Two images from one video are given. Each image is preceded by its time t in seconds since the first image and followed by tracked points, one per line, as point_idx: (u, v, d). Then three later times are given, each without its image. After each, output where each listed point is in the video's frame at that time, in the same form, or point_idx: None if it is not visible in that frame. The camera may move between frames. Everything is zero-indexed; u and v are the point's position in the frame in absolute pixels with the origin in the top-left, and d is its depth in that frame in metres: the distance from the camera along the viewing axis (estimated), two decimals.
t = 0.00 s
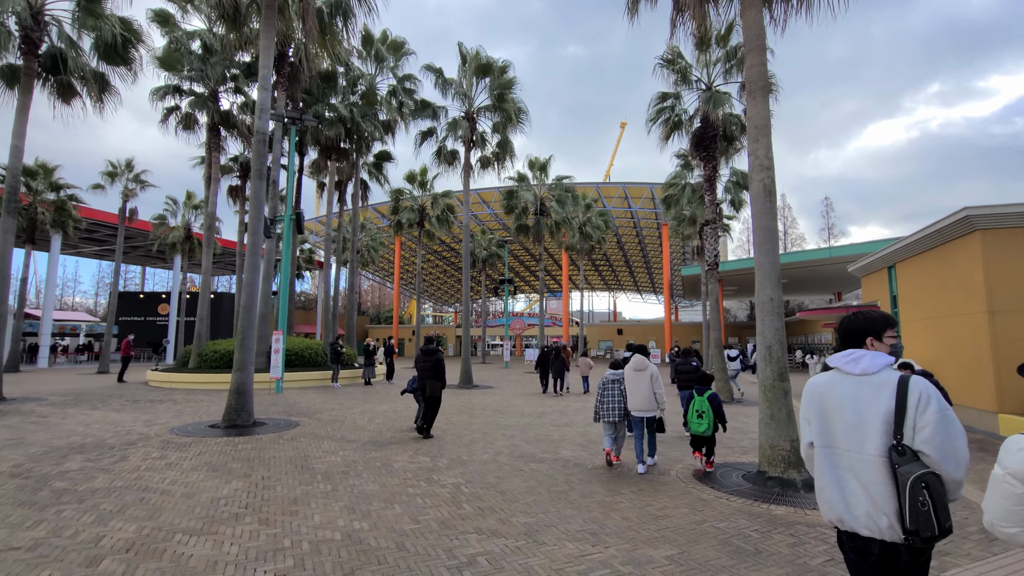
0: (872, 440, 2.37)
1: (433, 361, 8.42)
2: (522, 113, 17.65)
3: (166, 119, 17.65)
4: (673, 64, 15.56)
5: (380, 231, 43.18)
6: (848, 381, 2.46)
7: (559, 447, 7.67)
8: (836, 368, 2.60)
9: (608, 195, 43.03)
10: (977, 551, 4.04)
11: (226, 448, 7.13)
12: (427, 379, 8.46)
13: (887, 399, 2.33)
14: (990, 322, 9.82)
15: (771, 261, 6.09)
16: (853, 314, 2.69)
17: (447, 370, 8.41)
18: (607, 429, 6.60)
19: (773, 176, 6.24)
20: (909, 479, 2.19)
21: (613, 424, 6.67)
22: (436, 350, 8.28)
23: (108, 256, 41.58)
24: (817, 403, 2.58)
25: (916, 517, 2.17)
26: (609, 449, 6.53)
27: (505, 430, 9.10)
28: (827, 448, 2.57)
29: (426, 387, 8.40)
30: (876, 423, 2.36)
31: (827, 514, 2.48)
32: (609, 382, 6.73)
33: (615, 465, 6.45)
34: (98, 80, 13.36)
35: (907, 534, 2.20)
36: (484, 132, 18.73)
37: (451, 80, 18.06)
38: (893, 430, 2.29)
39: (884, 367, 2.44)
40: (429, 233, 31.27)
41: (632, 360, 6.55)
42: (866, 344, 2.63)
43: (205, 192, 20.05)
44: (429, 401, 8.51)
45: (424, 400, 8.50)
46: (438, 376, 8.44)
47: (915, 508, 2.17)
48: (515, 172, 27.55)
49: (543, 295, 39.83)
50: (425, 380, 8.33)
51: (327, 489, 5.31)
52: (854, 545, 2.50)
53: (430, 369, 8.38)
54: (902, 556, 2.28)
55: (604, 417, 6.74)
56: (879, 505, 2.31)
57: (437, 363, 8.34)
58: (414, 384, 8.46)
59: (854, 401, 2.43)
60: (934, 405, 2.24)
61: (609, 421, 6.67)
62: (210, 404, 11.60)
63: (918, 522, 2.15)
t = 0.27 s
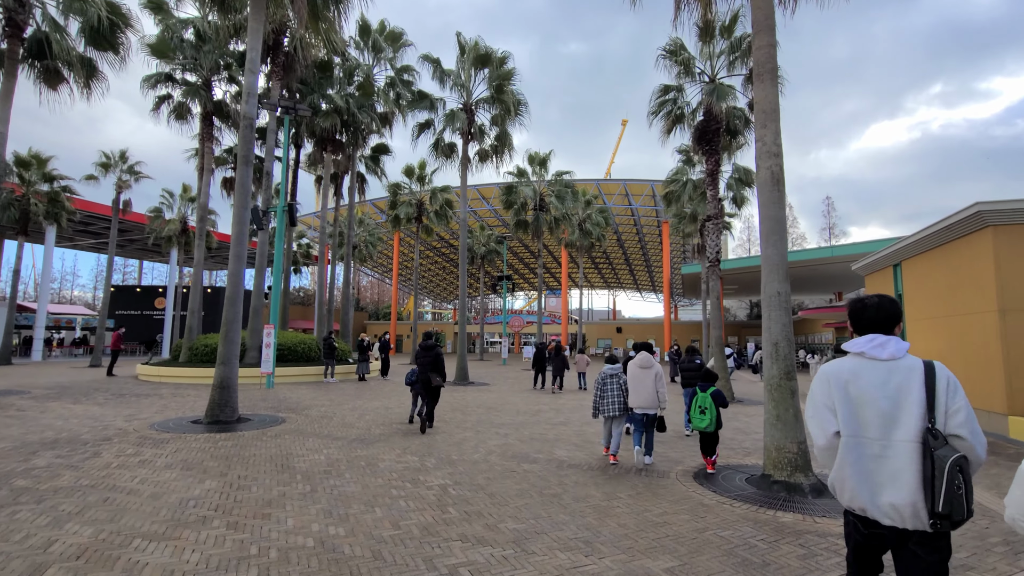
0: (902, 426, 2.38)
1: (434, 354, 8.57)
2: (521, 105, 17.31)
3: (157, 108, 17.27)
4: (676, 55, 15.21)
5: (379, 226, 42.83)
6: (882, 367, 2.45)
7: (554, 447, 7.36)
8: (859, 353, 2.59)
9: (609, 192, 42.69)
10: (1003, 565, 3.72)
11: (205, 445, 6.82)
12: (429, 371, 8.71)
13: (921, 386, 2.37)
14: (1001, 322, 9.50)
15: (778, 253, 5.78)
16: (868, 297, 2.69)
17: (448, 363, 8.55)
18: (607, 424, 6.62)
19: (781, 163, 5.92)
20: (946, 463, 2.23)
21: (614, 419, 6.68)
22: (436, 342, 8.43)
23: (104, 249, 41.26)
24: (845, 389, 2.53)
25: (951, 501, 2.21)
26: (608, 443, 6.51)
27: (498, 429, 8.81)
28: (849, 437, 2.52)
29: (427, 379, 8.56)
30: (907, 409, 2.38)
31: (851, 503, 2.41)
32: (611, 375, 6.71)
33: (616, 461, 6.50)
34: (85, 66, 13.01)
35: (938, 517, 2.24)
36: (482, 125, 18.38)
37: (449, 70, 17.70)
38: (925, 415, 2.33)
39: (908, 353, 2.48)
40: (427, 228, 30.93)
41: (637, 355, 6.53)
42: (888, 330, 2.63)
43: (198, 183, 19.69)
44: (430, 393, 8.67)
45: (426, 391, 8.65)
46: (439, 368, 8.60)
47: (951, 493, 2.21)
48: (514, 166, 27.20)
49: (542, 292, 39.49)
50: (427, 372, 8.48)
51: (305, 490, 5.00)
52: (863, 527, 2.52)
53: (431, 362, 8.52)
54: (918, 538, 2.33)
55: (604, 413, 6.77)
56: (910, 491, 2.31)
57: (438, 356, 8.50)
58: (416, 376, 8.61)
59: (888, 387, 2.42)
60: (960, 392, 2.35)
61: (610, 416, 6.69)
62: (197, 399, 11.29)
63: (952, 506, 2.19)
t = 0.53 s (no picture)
0: (920, 441, 2.26)
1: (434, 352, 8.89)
2: (518, 98, 16.93)
3: (145, 100, 16.86)
4: (676, 47, 14.88)
5: (376, 222, 42.49)
6: (897, 380, 2.33)
7: (549, 451, 7.06)
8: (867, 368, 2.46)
9: (607, 189, 42.36)
10: None
11: (182, 449, 6.50)
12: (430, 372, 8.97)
13: (935, 397, 2.27)
14: (1012, 322, 9.20)
15: (786, 249, 5.46)
16: (871, 312, 2.62)
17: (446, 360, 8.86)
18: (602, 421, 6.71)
19: (789, 153, 5.59)
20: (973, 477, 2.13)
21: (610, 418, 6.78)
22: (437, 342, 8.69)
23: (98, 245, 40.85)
24: (859, 405, 2.38)
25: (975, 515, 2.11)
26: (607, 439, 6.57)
27: (492, 431, 8.50)
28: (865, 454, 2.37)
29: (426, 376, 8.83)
30: (922, 424, 2.28)
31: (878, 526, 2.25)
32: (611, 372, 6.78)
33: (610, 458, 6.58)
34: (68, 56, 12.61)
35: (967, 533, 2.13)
36: (478, 118, 17.99)
37: (445, 63, 17.33)
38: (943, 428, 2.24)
39: (915, 366, 2.40)
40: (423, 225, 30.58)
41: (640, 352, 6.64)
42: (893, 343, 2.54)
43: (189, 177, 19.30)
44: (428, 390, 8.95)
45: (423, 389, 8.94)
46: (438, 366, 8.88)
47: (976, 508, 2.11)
48: (511, 162, 26.86)
49: (541, 289, 39.14)
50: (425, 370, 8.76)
51: (280, 501, 4.66)
52: (870, 540, 2.43)
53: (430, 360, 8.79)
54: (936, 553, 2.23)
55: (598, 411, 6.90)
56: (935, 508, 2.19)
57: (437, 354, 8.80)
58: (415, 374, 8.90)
59: (905, 402, 2.30)
60: (968, 401, 2.30)
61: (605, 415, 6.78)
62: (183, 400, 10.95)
63: (982, 521, 2.10)
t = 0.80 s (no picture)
0: (897, 415, 2.37)
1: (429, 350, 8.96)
2: (510, 89, 16.60)
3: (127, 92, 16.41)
4: (671, 37, 14.57)
5: (369, 219, 42.05)
6: (877, 358, 2.45)
7: (539, 451, 6.76)
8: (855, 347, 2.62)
9: (602, 184, 42.10)
10: None
11: (152, 452, 6.16)
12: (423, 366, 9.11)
13: (911, 374, 2.35)
14: (1014, 314, 8.97)
15: (787, 238, 5.16)
16: (876, 289, 2.69)
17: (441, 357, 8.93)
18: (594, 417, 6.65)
19: (790, 135, 5.29)
20: (934, 451, 2.19)
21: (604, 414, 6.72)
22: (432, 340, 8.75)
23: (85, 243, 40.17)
24: (840, 380, 2.57)
25: (938, 489, 2.16)
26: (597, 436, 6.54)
27: (481, 430, 8.21)
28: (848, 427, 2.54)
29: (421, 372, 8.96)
30: (903, 400, 2.36)
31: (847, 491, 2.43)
32: (606, 369, 6.73)
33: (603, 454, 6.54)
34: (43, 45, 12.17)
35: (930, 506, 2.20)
36: (470, 111, 17.64)
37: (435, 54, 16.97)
38: (919, 405, 2.31)
39: (908, 343, 2.46)
40: (416, 221, 30.23)
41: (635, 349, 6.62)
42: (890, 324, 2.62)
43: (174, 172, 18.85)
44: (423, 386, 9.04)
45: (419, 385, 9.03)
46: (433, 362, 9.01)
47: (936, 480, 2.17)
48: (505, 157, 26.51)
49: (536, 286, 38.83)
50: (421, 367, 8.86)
51: (247, 509, 4.33)
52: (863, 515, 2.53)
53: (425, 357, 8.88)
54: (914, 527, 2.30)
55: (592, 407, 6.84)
56: (901, 479, 2.30)
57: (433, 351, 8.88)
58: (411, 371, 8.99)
59: (881, 378, 2.43)
60: (961, 381, 2.28)
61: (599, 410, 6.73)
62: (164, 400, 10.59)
63: (941, 494, 2.14)
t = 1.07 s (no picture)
0: (893, 434, 2.52)
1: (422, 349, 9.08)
2: (500, 84, 16.27)
3: (106, 86, 15.94)
4: (663, 32, 14.32)
5: (360, 218, 41.59)
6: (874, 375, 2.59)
7: (526, 458, 6.44)
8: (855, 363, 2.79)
9: (596, 183, 41.90)
10: None
11: (113, 462, 5.80)
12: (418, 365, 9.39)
13: (908, 395, 2.51)
14: (1014, 314, 8.77)
15: (784, 235, 4.88)
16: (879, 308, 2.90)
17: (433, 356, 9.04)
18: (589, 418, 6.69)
19: (787, 126, 5.02)
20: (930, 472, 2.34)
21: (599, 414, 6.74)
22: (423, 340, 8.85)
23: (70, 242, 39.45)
24: (837, 394, 2.72)
25: (933, 507, 2.34)
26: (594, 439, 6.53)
27: (467, 434, 7.92)
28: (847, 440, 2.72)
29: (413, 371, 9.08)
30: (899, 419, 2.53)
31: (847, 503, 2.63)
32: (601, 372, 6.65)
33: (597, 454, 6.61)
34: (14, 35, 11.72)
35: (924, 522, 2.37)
36: (460, 108, 17.31)
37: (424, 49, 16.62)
38: (914, 426, 2.47)
39: (905, 360, 2.60)
40: (407, 220, 29.86)
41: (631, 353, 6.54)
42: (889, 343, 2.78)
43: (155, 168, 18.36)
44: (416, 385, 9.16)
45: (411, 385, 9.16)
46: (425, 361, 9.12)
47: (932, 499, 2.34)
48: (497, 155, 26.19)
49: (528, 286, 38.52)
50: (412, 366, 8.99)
51: (205, 527, 4.00)
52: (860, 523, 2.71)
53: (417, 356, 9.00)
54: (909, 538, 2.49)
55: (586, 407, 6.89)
56: (897, 494, 2.48)
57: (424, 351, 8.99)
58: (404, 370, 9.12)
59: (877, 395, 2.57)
60: (955, 401, 2.42)
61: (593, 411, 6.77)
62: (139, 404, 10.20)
63: (936, 514, 2.32)
